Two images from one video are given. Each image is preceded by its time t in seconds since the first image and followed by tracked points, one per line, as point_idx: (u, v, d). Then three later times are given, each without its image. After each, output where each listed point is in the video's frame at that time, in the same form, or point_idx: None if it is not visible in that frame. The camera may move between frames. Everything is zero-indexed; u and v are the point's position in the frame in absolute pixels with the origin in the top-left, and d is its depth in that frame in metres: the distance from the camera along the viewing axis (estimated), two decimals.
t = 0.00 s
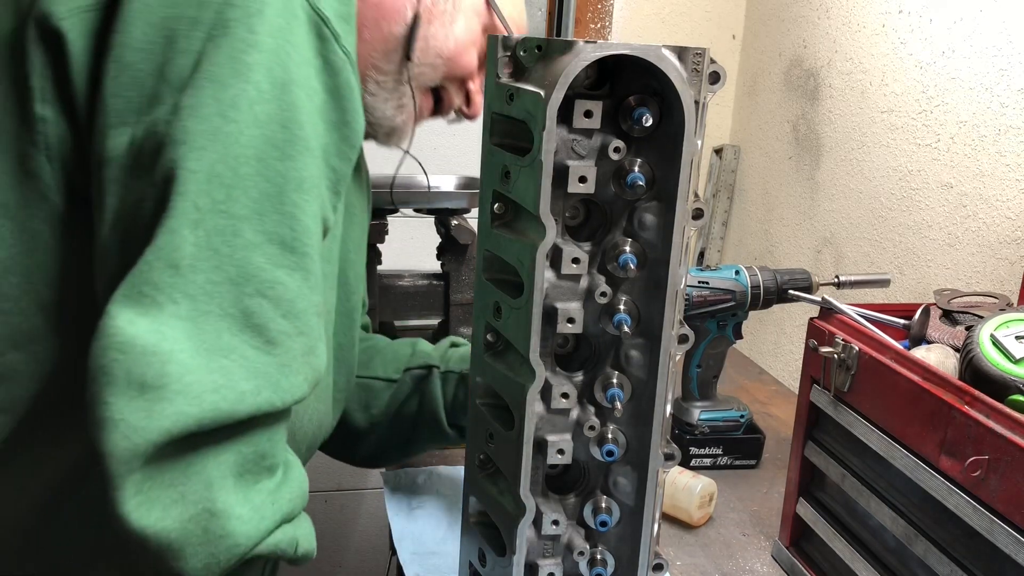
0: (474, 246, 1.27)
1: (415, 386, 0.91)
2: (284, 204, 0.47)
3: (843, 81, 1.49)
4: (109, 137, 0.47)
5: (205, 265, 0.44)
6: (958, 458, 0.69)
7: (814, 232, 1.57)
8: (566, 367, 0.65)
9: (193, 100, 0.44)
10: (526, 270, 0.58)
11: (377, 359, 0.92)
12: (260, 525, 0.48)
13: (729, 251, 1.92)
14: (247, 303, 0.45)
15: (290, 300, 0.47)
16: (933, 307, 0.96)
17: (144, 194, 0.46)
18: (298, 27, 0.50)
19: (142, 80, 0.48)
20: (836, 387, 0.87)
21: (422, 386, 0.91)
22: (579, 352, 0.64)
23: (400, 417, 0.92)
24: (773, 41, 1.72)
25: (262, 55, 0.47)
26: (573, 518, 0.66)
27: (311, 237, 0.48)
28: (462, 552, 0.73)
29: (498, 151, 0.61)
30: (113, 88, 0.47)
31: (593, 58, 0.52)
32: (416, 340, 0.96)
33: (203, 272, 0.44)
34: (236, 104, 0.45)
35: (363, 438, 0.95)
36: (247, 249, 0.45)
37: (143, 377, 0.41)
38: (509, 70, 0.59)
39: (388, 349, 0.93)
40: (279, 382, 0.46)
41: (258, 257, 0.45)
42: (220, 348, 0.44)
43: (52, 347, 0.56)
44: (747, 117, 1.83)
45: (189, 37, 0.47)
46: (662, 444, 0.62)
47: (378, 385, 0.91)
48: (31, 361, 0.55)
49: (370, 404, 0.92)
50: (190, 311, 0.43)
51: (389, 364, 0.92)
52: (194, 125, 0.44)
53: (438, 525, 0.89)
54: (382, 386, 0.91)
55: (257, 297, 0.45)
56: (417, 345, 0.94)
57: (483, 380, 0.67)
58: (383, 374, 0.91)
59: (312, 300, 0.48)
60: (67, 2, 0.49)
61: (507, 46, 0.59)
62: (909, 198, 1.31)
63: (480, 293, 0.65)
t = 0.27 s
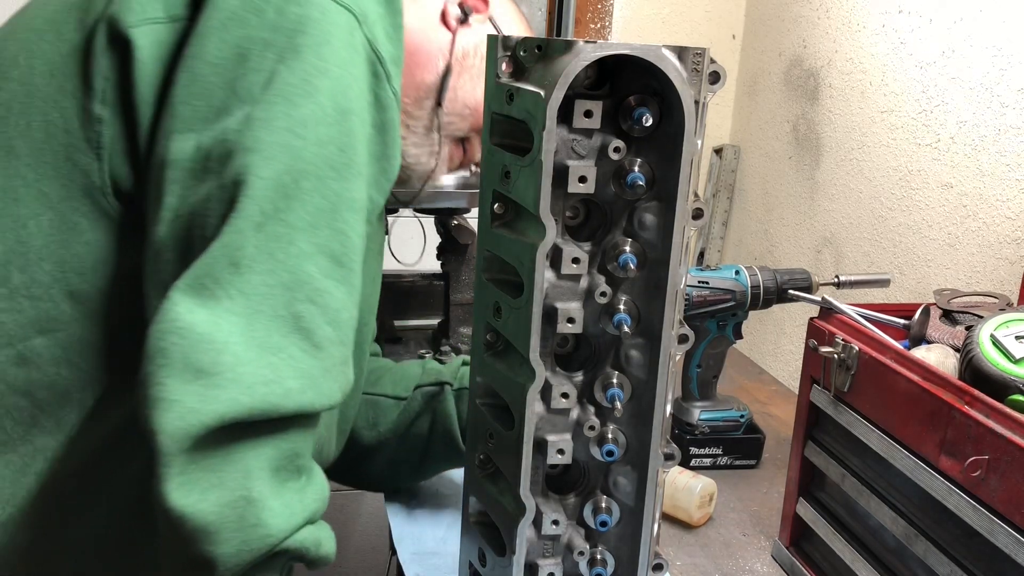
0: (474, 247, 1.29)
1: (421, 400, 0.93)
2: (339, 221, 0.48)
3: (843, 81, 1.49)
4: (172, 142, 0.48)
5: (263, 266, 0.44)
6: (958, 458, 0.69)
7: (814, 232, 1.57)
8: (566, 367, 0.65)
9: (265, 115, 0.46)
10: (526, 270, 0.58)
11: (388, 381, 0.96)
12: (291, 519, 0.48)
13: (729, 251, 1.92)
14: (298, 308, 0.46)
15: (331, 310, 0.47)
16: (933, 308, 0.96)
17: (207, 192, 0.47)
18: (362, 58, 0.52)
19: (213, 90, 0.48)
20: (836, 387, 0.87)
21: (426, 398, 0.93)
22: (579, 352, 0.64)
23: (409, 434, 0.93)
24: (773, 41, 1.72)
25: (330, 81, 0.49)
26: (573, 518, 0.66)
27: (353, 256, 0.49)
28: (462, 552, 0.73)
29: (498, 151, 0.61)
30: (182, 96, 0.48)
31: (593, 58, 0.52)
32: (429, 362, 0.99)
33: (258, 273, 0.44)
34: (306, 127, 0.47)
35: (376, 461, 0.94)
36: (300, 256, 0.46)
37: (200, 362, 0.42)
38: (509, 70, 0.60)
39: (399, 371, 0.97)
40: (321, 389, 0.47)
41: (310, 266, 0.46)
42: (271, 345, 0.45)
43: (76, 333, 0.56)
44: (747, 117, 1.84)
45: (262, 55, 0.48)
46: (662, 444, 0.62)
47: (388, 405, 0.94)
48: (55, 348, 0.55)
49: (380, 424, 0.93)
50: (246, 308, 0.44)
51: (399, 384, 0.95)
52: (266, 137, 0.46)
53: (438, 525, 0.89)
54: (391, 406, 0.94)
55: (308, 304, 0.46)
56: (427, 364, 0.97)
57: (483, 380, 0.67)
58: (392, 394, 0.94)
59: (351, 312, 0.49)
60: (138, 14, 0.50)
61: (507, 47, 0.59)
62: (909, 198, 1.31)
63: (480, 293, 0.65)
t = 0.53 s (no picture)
0: (474, 246, 1.28)
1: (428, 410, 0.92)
2: (389, 239, 0.51)
3: (843, 81, 1.49)
4: (226, 154, 0.48)
5: (321, 278, 0.47)
6: (958, 458, 0.69)
7: (814, 232, 1.57)
8: (566, 367, 0.65)
9: (324, 135, 0.48)
10: (526, 270, 0.58)
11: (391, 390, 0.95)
12: (339, 521, 0.51)
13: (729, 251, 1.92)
14: (353, 319, 0.48)
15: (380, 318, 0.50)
16: (933, 307, 0.96)
17: (266, 205, 0.48)
18: (404, 86, 0.54)
19: (266, 106, 0.49)
20: (836, 387, 0.87)
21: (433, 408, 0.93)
22: (579, 352, 0.64)
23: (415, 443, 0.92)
24: (773, 42, 1.72)
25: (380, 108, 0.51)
26: (573, 518, 0.66)
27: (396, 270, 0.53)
28: (462, 553, 0.73)
29: (498, 151, 0.61)
30: (236, 111, 0.49)
31: (593, 58, 0.52)
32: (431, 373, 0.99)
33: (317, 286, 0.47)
34: (362, 150, 0.50)
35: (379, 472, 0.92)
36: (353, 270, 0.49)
37: (268, 369, 0.45)
38: (509, 70, 0.59)
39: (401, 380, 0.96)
40: (372, 396, 0.50)
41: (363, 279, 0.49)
42: (331, 355, 0.48)
43: (99, 326, 0.57)
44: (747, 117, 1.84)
45: (315, 75, 0.49)
46: (662, 444, 0.62)
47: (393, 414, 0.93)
48: (76, 339, 0.57)
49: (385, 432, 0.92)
50: (306, 317, 0.47)
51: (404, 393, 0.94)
52: (326, 156, 0.48)
53: (438, 525, 0.89)
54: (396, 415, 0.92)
55: (361, 315, 0.49)
56: (432, 373, 0.96)
57: (483, 380, 0.67)
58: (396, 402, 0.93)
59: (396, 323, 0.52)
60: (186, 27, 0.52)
61: (507, 46, 0.59)
62: (909, 198, 1.31)
63: (480, 293, 0.65)
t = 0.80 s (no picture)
0: (474, 246, 1.27)
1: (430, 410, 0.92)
2: (392, 241, 0.54)
3: (843, 81, 1.49)
4: (233, 155, 0.51)
5: (326, 279, 0.50)
6: (958, 458, 0.69)
7: (814, 232, 1.57)
8: (566, 367, 0.65)
9: (329, 136, 0.51)
10: (527, 270, 0.58)
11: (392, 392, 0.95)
12: (340, 521, 0.53)
13: (729, 251, 1.92)
14: (357, 320, 0.51)
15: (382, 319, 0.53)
16: (933, 307, 0.96)
17: (271, 206, 0.51)
18: (410, 90, 0.58)
19: (271, 107, 0.52)
20: (836, 387, 0.87)
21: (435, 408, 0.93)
22: (579, 352, 0.64)
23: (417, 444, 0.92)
24: (773, 41, 1.72)
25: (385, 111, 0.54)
26: (573, 518, 0.66)
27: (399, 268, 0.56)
28: (462, 553, 0.73)
29: (498, 151, 0.61)
30: (244, 112, 0.51)
31: (593, 58, 0.52)
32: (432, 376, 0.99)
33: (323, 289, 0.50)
34: (367, 152, 0.52)
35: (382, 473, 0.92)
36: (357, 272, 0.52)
37: (272, 370, 0.47)
38: (509, 70, 0.59)
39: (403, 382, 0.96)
40: (374, 396, 0.53)
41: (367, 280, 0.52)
42: (335, 356, 0.50)
43: (107, 326, 0.58)
44: (747, 117, 1.84)
45: (322, 78, 0.52)
46: (662, 444, 0.62)
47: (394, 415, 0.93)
48: (81, 338, 0.57)
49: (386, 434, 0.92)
50: (310, 318, 0.49)
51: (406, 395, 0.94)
52: (332, 158, 0.51)
53: (438, 525, 0.89)
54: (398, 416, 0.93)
55: (365, 316, 0.52)
56: (432, 376, 0.96)
57: (483, 380, 0.67)
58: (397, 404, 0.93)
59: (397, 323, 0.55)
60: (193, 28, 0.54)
61: (507, 47, 0.59)
62: (909, 198, 1.31)
63: (480, 294, 0.65)
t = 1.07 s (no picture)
0: (475, 246, 1.27)
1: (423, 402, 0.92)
2: (386, 241, 0.54)
3: (843, 81, 1.49)
4: (224, 155, 0.51)
5: (318, 281, 0.50)
6: (958, 458, 0.69)
7: (814, 232, 1.57)
8: (566, 367, 0.64)
9: (320, 137, 0.51)
10: (527, 270, 0.58)
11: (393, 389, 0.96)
12: (331, 522, 0.53)
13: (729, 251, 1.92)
14: (349, 322, 0.51)
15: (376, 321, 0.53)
16: (933, 308, 0.96)
17: (263, 207, 0.51)
18: (402, 88, 0.57)
19: (264, 108, 0.52)
20: (836, 387, 0.87)
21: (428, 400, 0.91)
22: (579, 352, 0.64)
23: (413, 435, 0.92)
24: (773, 41, 1.72)
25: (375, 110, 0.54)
26: (573, 519, 0.66)
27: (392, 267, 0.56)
28: (462, 553, 0.73)
29: (498, 151, 0.61)
30: (235, 111, 0.51)
31: (593, 58, 0.52)
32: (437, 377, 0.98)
33: (315, 291, 0.50)
34: (358, 151, 0.52)
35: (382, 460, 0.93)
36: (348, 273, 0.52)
37: (263, 374, 0.47)
38: (509, 70, 0.59)
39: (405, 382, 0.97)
40: (366, 398, 0.53)
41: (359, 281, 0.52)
42: (328, 358, 0.50)
43: (100, 325, 0.58)
44: (747, 117, 1.83)
45: (313, 77, 0.52)
46: (662, 444, 0.62)
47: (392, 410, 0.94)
48: (75, 337, 0.58)
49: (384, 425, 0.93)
50: (302, 319, 0.50)
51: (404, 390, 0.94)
52: (323, 158, 0.50)
53: (438, 525, 0.89)
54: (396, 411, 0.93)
55: (358, 318, 0.52)
56: (432, 372, 0.96)
57: (483, 380, 0.67)
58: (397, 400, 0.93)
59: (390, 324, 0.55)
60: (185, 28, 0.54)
61: (507, 46, 0.59)
62: (909, 198, 1.31)
63: (480, 294, 0.65)
